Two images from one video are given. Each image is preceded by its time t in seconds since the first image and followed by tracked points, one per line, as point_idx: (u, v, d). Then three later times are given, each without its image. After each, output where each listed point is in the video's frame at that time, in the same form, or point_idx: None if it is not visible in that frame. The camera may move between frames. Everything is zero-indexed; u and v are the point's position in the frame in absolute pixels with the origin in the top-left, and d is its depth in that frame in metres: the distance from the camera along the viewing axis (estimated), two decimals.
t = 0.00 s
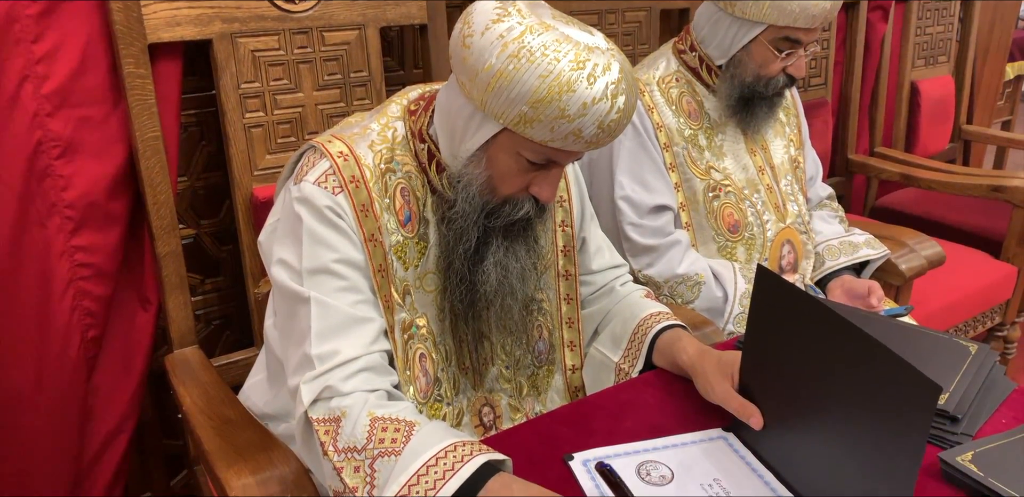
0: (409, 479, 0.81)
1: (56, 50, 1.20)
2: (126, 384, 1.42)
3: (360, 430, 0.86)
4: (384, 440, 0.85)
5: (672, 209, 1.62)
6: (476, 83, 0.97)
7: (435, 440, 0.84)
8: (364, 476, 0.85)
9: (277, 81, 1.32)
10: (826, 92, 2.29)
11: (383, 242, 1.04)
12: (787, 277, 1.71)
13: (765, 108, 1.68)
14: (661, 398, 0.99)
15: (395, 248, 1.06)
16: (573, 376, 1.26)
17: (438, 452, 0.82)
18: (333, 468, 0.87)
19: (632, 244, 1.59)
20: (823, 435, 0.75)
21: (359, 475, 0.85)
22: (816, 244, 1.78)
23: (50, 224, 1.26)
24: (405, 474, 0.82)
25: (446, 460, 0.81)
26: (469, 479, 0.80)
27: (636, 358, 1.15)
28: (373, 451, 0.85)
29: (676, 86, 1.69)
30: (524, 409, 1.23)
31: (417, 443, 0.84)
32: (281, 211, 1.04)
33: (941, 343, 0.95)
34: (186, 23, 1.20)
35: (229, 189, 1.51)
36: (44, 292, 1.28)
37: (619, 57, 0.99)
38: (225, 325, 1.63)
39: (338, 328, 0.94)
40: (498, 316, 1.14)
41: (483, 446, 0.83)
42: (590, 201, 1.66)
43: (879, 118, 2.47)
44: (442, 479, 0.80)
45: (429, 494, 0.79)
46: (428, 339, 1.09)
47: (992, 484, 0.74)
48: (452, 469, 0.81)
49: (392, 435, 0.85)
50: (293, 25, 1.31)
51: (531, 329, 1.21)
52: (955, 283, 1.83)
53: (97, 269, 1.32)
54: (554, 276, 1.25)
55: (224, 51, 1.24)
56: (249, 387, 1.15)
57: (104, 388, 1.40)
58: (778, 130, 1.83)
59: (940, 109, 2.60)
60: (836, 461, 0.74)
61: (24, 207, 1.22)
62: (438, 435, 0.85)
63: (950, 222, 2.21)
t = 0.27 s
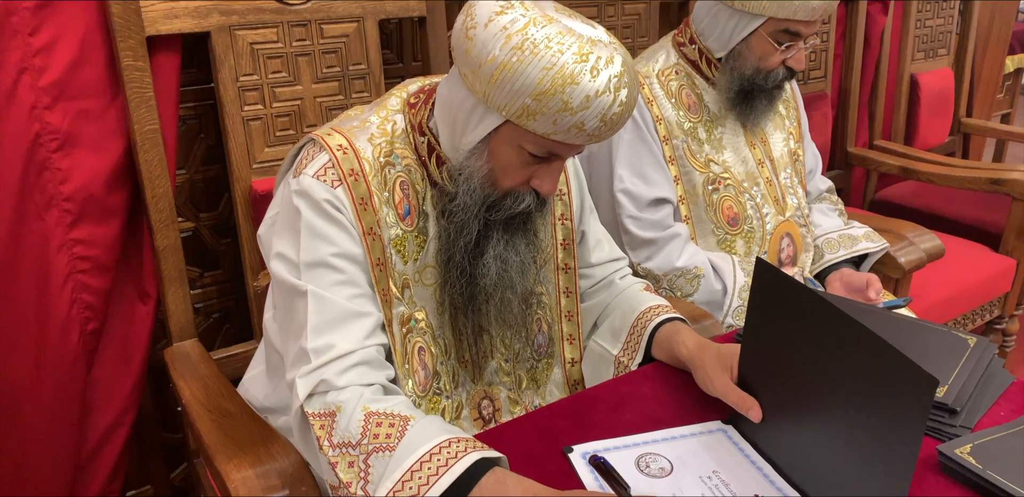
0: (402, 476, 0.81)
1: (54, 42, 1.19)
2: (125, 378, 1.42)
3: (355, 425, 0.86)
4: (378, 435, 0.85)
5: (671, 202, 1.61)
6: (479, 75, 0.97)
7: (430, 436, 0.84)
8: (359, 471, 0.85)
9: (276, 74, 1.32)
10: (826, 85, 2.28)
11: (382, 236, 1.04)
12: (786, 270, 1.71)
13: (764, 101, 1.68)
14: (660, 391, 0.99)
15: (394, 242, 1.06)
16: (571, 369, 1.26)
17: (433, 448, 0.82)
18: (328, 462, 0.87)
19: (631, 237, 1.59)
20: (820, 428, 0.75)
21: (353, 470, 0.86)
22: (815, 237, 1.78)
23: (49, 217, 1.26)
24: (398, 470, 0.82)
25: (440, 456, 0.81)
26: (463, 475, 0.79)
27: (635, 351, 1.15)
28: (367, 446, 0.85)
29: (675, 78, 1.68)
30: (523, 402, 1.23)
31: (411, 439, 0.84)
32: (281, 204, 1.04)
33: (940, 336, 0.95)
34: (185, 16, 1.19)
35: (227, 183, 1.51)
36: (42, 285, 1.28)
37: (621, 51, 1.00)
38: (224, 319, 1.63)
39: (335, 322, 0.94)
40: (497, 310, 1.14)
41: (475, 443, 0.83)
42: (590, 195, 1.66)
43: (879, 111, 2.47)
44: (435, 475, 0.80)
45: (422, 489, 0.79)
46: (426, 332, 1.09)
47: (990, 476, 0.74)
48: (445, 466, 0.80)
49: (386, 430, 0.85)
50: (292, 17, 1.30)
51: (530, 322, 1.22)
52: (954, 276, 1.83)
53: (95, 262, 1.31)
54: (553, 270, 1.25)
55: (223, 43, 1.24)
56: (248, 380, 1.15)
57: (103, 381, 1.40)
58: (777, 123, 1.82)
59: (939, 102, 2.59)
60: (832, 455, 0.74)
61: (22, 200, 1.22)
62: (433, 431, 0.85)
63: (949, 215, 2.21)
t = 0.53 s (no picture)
0: (408, 466, 0.81)
1: (52, 35, 1.19)
2: (125, 371, 1.42)
3: (359, 417, 0.86)
4: (383, 427, 0.85)
5: (671, 196, 1.61)
6: (481, 69, 0.97)
7: (434, 428, 0.84)
8: (363, 463, 0.85)
9: (276, 67, 1.31)
10: (826, 79, 2.28)
11: (383, 230, 1.04)
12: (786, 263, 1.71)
13: (765, 95, 1.68)
14: (659, 384, 0.99)
15: (395, 235, 1.06)
16: (571, 363, 1.26)
17: (437, 440, 0.82)
18: (332, 455, 0.87)
19: (631, 230, 1.59)
20: (822, 422, 0.75)
21: (356, 462, 0.85)
22: (816, 230, 1.78)
23: (48, 210, 1.26)
24: (403, 462, 0.82)
25: (445, 448, 0.81)
26: (468, 467, 0.79)
27: (635, 344, 1.16)
28: (371, 438, 0.85)
29: (675, 72, 1.68)
30: (522, 396, 1.23)
31: (416, 431, 0.84)
32: (281, 197, 1.04)
33: (940, 329, 0.95)
34: (184, 9, 1.20)
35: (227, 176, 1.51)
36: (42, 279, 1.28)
37: (623, 45, 0.99)
38: (224, 312, 1.63)
39: (337, 315, 0.94)
40: (497, 303, 1.14)
41: (480, 434, 0.83)
42: (590, 188, 1.65)
43: (879, 104, 2.46)
44: (440, 467, 0.80)
45: (428, 481, 0.79)
46: (427, 326, 1.09)
47: (991, 470, 0.74)
48: (450, 457, 0.80)
49: (390, 423, 0.85)
50: (291, 10, 1.30)
51: (530, 316, 1.22)
52: (953, 269, 1.83)
53: (95, 256, 1.31)
54: (553, 264, 1.25)
55: (222, 36, 1.24)
56: (248, 374, 1.15)
57: (103, 375, 1.40)
58: (778, 116, 1.82)
59: (940, 95, 2.59)
60: (834, 448, 0.74)
61: (21, 193, 1.22)
62: (437, 423, 0.85)
63: (949, 209, 2.21)
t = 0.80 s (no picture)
0: (408, 458, 0.81)
1: (51, 27, 1.19)
2: (125, 363, 1.42)
3: (360, 409, 0.87)
4: (384, 419, 0.85)
5: (671, 189, 1.61)
6: (483, 63, 0.97)
7: (435, 420, 0.84)
8: (365, 455, 0.85)
9: (275, 59, 1.31)
10: (826, 72, 2.27)
11: (383, 223, 1.04)
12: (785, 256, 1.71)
13: (764, 87, 1.67)
14: (658, 377, 0.99)
15: (394, 229, 1.06)
16: (571, 356, 1.26)
17: (437, 432, 0.82)
18: (334, 447, 0.87)
19: (630, 224, 1.59)
20: (821, 414, 0.75)
21: (358, 454, 0.86)
22: (815, 223, 1.78)
23: (47, 203, 1.26)
24: (405, 453, 0.82)
25: (446, 439, 0.81)
26: (470, 458, 0.79)
27: (634, 337, 1.16)
28: (373, 430, 0.85)
29: (675, 64, 1.68)
30: (522, 389, 1.23)
31: (417, 422, 0.84)
32: (279, 191, 1.04)
33: (938, 322, 0.96)
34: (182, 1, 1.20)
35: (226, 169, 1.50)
36: (41, 272, 1.28)
37: (625, 40, 1.00)
38: (224, 305, 1.63)
39: (337, 308, 0.94)
40: (496, 296, 1.14)
41: (480, 426, 0.83)
42: (589, 181, 1.65)
43: (879, 97, 2.46)
44: (440, 459, 0.80)
45: (429, 472, 0.79)
46: (427, 319, 1.09)
47: (987, 462, 0.74)
48: (451, 448, 0.80)
49: (392, 414, 0.85)
50: (290, 2, 1.29)
51: (530, 309, 1.22)
52: (952, 262, 1.83)
53: (94, 248, 1.31)
54: (553, 257, 1.25)
55: (221, 29, 1.24)
56: (248, 367, 1.15)
57: (103, 367, 1.40)
58: (778, 109, 1.82)
59: (940, 88, 2.58)
60: (834, 440, 0.74)
61: (20, 186, 1.22)
62: (437, 414, 0.85)
63: (948, 202, 2.21)
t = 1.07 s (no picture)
0: (409, 450, 0.81)
1: (48, 20, 1.18)
2: (124, 356, 1.42)
3: (360, 401, 0.87)
4: (384, 411, 0.85)
5: (670, 182, 1.61)
6: (485, 55, 0.97)
7: (435, 412, 0.84)
8: (365, 446, 0.85)
9: (273, 52, 1.31)
10: (826, 65, 2.27)
11: (382, 215, 1.04)
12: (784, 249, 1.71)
13: (764, 80, 1.67)
14: (658, 370, 0.99)
15: (394, 221, 1.05)
16: (570, 349, 1.26)
17: (438, 424, 0.82)
18: (334, 439, 0.88)
19: (630, 217, 1.59)
20: (821, 407, 0.75)
21: (359, 446, 0.86)
22: (814, 217, 1.78)
23: (46, 196, 1.25)
24: (405, 444, 0.82)
25: (447, 430, 0.81)
26: (471, 449, 0.79)
27: (633, 330, 1.16)
28: (373, 422, 0.85)
29: (675, 57, 1.67)
30: (521, 382, 1.24)
31: (417, 414, 0.84)
32: (278, 184, 1.04)
33: (938, 315, 0.96)
34: None
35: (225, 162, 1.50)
36: (40, 265, 1.27)
37: (627, 36, 1.00)
38: (223, 298, 1.63)
39: (337, 301, 0.94)
40: (495, 290, 1.14)
41: (480, 418, 0.83)
42: (589, 174, 1.65)
43: (879, 90, 2.45)
44: (442, 450, 0.80)
45: (428, 465, 0.79)
46: (426, 312, 1.09)
47: (985, 454, 0.75)
48: (451, 440, 0.80)
49: (392, 406, 0.85)
50: None
51: (529, 302, 1.22)
52: (951, 256, 1.83)
53: (93, 242, 1.31)
54: (552, 250, 1.25)
55: (219, 22, 1.23)
56: (247, 360, 1.15)
57: (103, 360, 1.40)
58: (777, 101, 1.81)
59: (939, 81, 2.58)
60: (833, 433, 0.74)
61: (17, 179, 1.21)
62: (437, 406, 0.85)
63: (947, 195, 2.21)
